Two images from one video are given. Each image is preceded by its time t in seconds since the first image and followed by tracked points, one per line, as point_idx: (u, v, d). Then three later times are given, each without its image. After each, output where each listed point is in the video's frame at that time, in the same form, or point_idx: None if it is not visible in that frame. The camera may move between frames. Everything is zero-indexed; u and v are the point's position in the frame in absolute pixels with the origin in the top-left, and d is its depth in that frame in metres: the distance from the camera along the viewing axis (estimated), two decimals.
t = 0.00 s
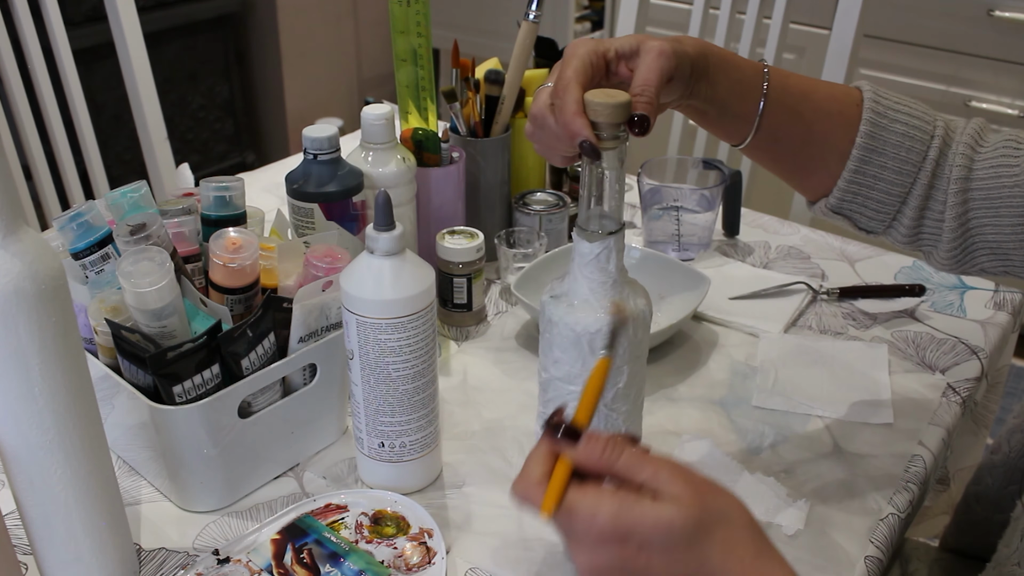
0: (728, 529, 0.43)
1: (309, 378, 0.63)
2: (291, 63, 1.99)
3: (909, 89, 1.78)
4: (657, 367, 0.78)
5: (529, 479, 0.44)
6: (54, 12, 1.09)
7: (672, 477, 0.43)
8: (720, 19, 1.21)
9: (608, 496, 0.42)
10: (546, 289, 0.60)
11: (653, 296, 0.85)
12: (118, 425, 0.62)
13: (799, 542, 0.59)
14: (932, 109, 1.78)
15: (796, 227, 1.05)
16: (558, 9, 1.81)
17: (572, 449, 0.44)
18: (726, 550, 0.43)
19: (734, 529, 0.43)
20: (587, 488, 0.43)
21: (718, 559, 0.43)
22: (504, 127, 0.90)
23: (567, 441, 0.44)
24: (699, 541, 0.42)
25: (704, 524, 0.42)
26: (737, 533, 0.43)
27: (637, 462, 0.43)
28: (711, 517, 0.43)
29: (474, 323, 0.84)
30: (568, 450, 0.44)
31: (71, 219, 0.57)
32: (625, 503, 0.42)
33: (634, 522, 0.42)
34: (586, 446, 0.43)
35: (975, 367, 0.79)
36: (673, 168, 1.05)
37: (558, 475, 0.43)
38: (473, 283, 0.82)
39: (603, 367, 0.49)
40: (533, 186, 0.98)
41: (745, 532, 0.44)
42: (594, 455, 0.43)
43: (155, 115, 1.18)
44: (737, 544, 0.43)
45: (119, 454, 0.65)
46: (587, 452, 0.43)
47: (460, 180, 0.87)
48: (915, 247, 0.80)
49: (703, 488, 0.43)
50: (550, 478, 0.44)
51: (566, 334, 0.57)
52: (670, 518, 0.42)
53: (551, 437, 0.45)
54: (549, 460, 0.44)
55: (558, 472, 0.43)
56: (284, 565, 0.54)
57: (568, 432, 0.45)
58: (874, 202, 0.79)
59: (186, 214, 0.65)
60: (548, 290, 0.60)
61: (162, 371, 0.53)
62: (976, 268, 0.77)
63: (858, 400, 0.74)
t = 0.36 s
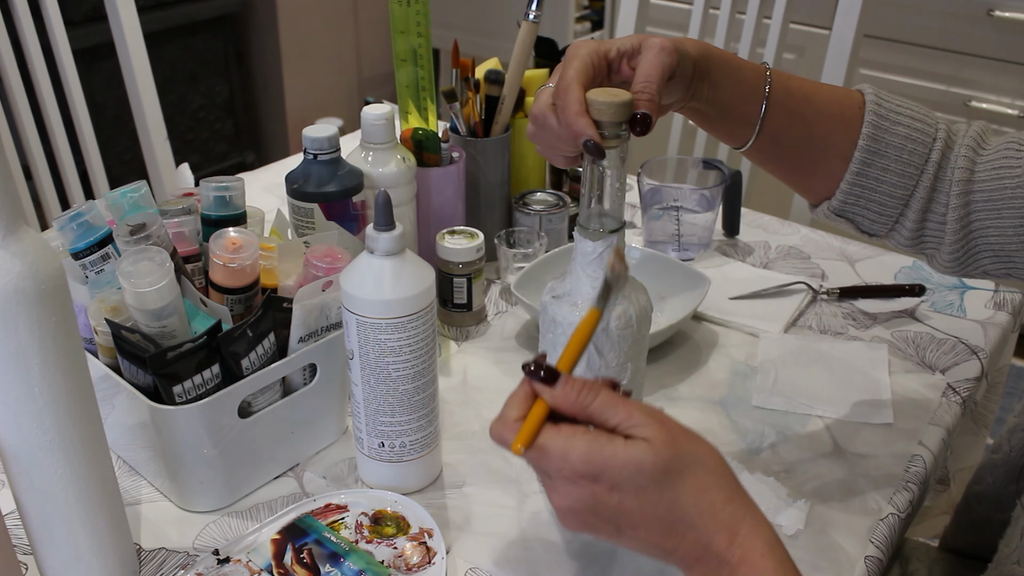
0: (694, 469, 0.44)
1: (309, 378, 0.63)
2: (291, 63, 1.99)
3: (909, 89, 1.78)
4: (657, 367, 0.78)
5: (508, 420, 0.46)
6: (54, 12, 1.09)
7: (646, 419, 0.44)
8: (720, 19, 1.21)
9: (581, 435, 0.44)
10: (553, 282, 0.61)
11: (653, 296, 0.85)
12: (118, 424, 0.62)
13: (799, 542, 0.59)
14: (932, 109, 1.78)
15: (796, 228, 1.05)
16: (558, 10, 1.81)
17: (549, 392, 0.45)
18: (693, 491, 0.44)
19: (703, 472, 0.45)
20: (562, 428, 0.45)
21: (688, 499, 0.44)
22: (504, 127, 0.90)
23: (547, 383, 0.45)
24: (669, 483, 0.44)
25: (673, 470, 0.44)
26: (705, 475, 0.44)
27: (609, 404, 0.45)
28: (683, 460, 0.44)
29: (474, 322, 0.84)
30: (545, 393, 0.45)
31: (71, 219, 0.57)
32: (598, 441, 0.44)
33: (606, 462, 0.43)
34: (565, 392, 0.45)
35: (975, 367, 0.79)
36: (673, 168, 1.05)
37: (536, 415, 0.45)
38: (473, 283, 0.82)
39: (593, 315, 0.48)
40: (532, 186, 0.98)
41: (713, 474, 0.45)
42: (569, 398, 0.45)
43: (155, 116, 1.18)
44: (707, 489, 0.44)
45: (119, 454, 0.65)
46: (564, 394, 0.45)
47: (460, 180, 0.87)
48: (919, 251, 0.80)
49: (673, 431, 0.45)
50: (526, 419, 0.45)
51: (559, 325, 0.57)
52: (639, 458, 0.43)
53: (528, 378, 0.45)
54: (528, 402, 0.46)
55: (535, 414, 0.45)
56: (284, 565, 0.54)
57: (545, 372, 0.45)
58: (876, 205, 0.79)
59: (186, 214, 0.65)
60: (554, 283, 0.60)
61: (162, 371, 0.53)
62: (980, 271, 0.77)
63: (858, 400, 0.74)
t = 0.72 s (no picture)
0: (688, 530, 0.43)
1: (309, 378, 0.63)
2: (291, 63, 1.99)
3: (910, 89, 1.78)
4: (656, 367, 0.78)
5: (491, 486, 0.44)
6: (54, 12, 1.09)
7: (634, 477, 0.43)
8: (720, 19, 1.21)
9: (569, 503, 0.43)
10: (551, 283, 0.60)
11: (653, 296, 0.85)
12: (118, 424, 0.62)
13: (798, 542, 0.59)
14: (932, 109, 1.78)
15: (796, 228, 1.05)
16: (558, 10, 1.81)
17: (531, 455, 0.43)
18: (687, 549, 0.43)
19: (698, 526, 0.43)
20: (550, 493, 0.43)
21: (680, 554, 0.43)
22: (504, 127, 0.90)
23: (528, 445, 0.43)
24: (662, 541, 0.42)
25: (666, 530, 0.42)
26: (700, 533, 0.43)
27: (596, 465, 0.42)
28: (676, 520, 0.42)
29: (473, 323, 0.84)
30: (526, 456, 0.43)
31: (71, 219, 0.57)
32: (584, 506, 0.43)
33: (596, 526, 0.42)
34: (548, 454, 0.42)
35: (975, 367, 0.79)
36: (673, 168, 1.05)
37: (520, 482, 0.43)
38: (473, 283, 0.82)
39: (576, 345, 0.49)
40: (532, 186, 0.98)
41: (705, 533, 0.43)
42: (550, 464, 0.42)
43: (155, 115, 1.18)
44: (700, 545, 0.43)
45: (119, 454, 0.65)
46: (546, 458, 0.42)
47: (460, 180, 0.87)
48: (914, 252, 0.80)
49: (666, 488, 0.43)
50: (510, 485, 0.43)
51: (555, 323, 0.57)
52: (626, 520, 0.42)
53: (507, 441, 0.43)
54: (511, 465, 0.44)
55: (519, 480, 0.43)
56: (284, 565, 0.54)
57: (526, 433, 0.43)
58: (871, 207, 0.79)
59: (186, 214, 0.65)
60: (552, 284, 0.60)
61: (162, 371, 0.53)
62: (976, 272, 0.77)
63: (858, 400, 0.74)
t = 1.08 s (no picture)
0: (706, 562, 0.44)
1: (309, 378, 0.63)
2: (291, 63, 1.99)
3: (909, 89, 1.78)
4: (657, 367, 0.78)
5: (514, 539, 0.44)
6: (54, 12, 1.09)
7: (661, 523, 0.44)
8: (720, 19, 1.21)
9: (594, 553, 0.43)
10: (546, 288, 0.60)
11: (653, 296, 0.85)
12: (118, 424, 0.62)
13: (798, 542, 0.59)
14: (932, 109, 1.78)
15: (796, 227, 1.05)
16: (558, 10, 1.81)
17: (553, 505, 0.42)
18: None
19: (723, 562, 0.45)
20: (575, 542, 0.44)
21: None
22: (504, 127, 0.90)
23: (548, 495, 0.42)
24: None
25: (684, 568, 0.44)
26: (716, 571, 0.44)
27: (623, 512, 0.43)
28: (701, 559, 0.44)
29: (474, 323, 0.84)
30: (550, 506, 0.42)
31: (71, 219, 0.57)
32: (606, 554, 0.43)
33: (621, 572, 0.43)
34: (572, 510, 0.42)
35: (975, 367, 0.79)
36: (673, 168, 1.05)
37: (545, 536, 0.43)
38: (473, 283, 0.82)
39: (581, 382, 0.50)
40: (533, 186, 0.98)
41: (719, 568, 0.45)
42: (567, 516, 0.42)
43: (155, 115, 1.18)
44: None
45: (119, 454, 0.65)
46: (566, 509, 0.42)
47: (460, 180, 0.87)
48: (897, 244, 0.81)
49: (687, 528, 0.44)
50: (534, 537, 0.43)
51: (551, 329, 0.56)
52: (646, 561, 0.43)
53: (527, 493, 0.43)
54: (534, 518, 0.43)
55: (542, 531, 0.43)
56: (284, 565, 0.54)
57: (544, 482, 0.42)
58: (857, 199, 0.79)
59: (186, 214, 0.65)
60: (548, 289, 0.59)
61: (162, 371, 0.53)
62: (961, 268, 0.78)
63: (858, 400, 0.74)
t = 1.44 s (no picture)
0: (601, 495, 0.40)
1: (309, 378, 0.63)
2: (291, 63, 1.99)
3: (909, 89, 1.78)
4: (656, 367, 0.78)
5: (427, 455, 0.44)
6: (54, 12, 1.09)
7: (560, 443, 0.41)
8: (720, 19, 1.21)
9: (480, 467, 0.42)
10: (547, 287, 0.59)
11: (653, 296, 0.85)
12: (118, 425, 0.62)
13: (798, 542, 0.59)
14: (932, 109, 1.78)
15: (796, 227, 1.05)
16: (558, 10, 1.81)
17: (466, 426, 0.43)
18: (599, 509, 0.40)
19: (622, 495, 0.40)
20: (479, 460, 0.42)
21: (605, 527, 0.40)
22: (504, 127, 0.90)
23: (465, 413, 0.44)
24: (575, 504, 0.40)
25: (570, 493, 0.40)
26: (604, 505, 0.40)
27: (525, 432, 0.42)
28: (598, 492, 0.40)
29: (473, 323, 0.84)
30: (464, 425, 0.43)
31: (71, 219, 0.57)
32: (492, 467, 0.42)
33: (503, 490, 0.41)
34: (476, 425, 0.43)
35: (975, 367, 0.79)
36: (673, 168, 1.05)
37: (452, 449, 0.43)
38: (473, 283, 0.82)
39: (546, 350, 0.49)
40: (533, 186, 0.98)
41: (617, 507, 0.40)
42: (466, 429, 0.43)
43: (155, 115, 1.18)
44: (620, 518, 0.40)
45: (119, 454, 0.65)
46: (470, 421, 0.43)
47: (460, 180, 0.86)
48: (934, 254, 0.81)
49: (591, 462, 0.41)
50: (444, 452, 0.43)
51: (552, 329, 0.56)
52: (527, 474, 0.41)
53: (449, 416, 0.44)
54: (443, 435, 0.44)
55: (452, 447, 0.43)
56: (284, 565, 0.54)
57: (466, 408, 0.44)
58: (892, 206, 0.80)
59: (186, 214, 0.65)
60: (548, 288, 0.59)
61: (162, 371, 0.53)
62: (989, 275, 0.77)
63: (857, 400, 0.74)
